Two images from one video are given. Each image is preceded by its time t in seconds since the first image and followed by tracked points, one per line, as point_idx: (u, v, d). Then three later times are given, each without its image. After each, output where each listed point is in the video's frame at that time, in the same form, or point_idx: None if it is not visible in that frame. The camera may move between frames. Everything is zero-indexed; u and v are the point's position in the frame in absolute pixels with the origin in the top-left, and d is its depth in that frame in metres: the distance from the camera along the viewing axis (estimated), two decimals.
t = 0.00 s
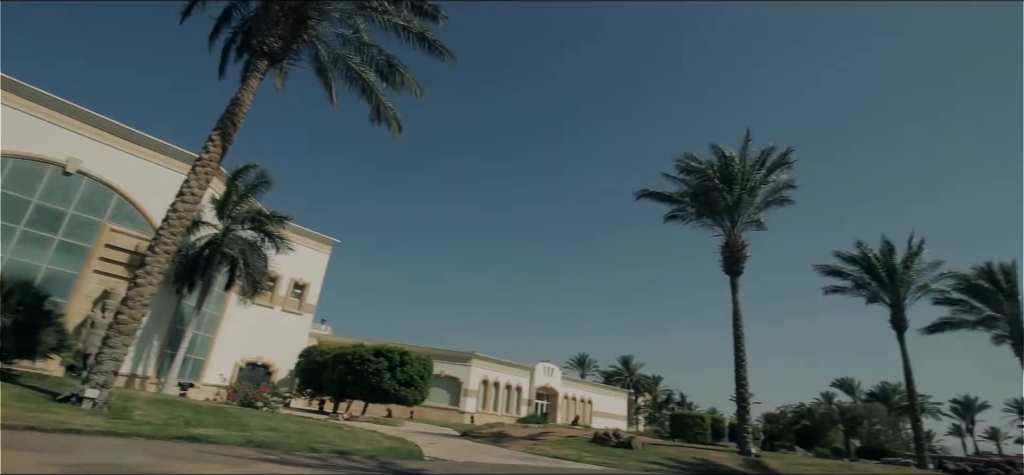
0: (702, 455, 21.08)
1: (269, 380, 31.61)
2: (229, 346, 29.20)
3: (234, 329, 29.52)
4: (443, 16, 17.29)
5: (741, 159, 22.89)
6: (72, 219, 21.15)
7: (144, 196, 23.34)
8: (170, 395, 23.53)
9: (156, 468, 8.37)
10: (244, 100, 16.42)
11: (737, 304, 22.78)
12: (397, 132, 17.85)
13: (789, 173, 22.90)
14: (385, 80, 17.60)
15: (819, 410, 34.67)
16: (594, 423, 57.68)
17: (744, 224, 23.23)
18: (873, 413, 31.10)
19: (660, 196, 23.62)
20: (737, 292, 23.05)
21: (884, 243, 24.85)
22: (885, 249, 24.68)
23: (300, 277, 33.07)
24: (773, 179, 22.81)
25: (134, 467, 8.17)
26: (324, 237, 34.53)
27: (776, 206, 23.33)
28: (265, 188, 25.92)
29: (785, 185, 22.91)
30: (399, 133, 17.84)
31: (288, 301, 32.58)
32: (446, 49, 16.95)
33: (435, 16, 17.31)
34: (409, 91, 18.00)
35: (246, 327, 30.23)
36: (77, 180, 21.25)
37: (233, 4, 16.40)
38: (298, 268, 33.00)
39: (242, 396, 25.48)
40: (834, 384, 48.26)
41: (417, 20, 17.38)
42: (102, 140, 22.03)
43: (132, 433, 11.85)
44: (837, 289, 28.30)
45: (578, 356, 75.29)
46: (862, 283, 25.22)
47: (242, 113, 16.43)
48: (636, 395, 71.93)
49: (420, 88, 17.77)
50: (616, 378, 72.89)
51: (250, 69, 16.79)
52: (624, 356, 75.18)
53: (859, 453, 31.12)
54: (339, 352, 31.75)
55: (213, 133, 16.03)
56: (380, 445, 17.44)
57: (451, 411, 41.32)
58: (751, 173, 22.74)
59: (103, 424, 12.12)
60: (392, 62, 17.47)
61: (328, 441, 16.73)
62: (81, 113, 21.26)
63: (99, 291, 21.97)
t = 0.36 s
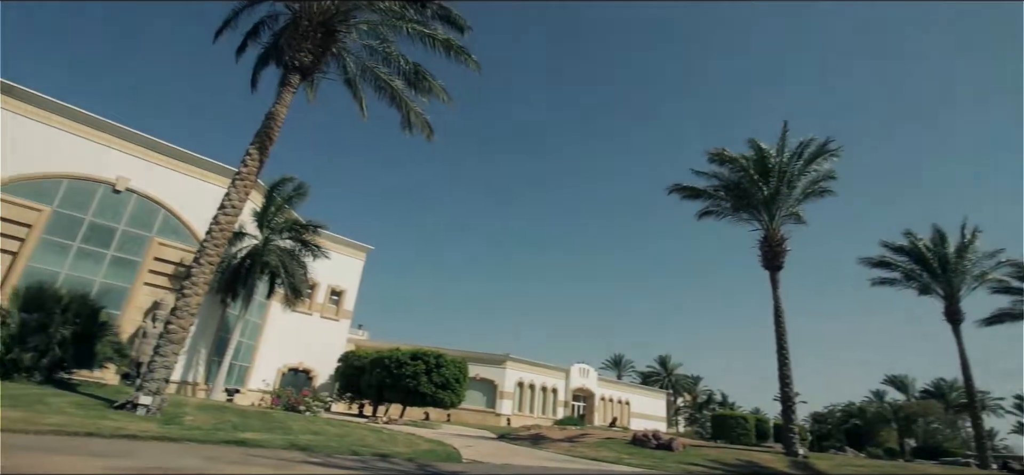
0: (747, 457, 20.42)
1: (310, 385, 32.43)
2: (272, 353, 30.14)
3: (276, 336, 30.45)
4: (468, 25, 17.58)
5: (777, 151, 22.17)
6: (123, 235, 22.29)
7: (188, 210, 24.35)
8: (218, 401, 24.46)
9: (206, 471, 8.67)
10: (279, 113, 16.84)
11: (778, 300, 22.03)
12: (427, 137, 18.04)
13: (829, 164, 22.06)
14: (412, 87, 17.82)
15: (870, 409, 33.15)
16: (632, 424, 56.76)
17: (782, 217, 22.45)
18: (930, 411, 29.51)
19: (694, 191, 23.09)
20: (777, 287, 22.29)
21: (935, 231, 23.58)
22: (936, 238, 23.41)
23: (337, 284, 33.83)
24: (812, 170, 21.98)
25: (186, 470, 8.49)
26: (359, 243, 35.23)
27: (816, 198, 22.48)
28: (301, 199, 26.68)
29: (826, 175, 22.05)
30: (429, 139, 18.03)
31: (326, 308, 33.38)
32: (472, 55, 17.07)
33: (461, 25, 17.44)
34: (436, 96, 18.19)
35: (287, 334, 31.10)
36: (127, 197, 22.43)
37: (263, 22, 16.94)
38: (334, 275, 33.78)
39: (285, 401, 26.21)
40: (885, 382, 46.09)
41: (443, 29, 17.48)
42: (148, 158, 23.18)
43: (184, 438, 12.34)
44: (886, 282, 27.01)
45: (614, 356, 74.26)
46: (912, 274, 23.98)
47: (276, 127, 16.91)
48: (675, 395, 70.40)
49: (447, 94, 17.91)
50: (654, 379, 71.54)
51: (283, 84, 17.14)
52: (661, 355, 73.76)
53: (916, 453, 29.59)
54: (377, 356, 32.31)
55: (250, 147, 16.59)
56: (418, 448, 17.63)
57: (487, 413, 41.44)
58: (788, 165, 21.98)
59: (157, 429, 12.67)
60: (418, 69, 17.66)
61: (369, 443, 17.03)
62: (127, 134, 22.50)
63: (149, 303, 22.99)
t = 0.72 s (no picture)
0: (797, 458, 19.63)
1: (352, 389, 33.14)
2: (314, 358, 31.01)
3: (318, 342, 31.33)
4: (493, 28, 17.66)
5: (819, 139, 21.33)
6: (172, 248, 23.41)
7: (232, 223, 25.35)
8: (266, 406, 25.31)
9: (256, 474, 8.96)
10: (313, 127, 17.30)
11: (824, 294, 21.15)
12: (456, 143, 18.20)
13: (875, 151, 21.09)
14: (439, 94, 18.07)
15: (930, 407, 31.35)
16: (674, 425, 55.52)
17: (826, 208, 21.57)
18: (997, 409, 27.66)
19: (731, 184, 22.49)
20: (823, 280, 21.41)
21: (994, 217, 22.17)
22: (995, 223, 22.02)
23: (374, 290, 34.53)
24: (858, 158, 21.00)
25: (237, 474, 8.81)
26: (393, 249, 35.88)
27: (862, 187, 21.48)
28: (338, 209, 27.44)
29: (873, 163, 21.02)
30: (458, 144, 18.20)
31: (364, 313, 34.10)
32: (496, 57, 17.18)
33: (486, 30, 17.63)
34: (463, 102, 18.40)
35: (328, 340, 31.97)
36: (176, 213, 23.62)
37: (292, 36, 17.47)
38: (372, 282, 34.50)
39: (328, 405, 26.87)
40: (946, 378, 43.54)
41: (468, 31, 17.76)
42: (193, 175, 24.31)
43: (234, 442, 12.80)
44: (941, 272, 25.55)
45: (653, 357, 72.87)
46: (970, 263, 22.58)
47: (310, 139, 17.36)
48: (718, 396, 68.47)
49: (473, 99, 18.07)
50: (695, 379, 69.87)
51: (315, 97, 17.25)
52: (702, 354, 71.97)
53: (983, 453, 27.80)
54: (415, 360, 32.76)
55: (287, 160, 17.14)
56: (459, 450, 17.76)
57: (526, 416, 41.38)
58: (831, 154, 21.12)
59: (210, 434, 13.21)
60: (445, 76, 17.92)
61: (410, 446, 17.26)
62: (173, 153, 23.75)
63: (198, 313, 23.99)
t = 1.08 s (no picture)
0: (850, 459, 18.77)
1: (392, 393, 33.71)
2: (354, 363, 31.73)
3: (357, 347, 32.06)
4: (513, 30, 18.03)
5: (862, 126, 20.41)
6: (218, 260, 24.34)
7: (273, 234, 26.16)
8: (311, 410, 26.07)
9: None
10: (344, 138, 17.69)
11: (874, 287, 20.19)
12: (479, 148, 18.37)
13: (925, 135, 20.03)
14: (463, 100, 18.30)
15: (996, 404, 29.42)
16: (718, 426, 54.05)
17: (873, 197, 20.60)
18: None
19: (769, 175, 21.78)
20: (871, 273, 20.44)
21: None
22: None
23: (409, 295, 35.07)
24: (905, 143, 19.97)
25: None
26: (427, 254, 36.35)
27: (910, 174, 20.43)
28: (372, 217, 27.91)
29: (921, 147, 19.95)
30: (480, 150, 18.37)
31: (400, 318, 34.65)
32: (521, 55, 17.22)
33: (506, 32, 18.03)
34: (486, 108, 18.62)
35: (367, 345, 32.65)
36: (220, 226, 24.62)
37: (322, 50, 17.97)
38: (407, 287, 35.08)
39: (370, 409, 27.40)
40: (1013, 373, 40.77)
41: (490, 35, 17.98)
42: (235, 189, 25.31)
43: (281, 446, 13.20)
44: (1002, 260, 24.02)
45: (693, 356, 71.23)
46: None
47: (342, 149, 17.78)
48: (763, 395, 66.27)
49: (496, 104, 18.22)
50: (739, 378, 67.90)
51: (346, 108, 17.54)
52: (744, 353, 69.87)
53: None
54: (452, 363, 33.07)
55: (323, 170, 17.64)
56: (498, 453, 17.77)
57: (565, 418, 41.11)
58: (876, 140, 20.17)
59: (258, 438, 13.68)
60: (468, 82, 18.17)
61: (450, 449, 17.39)
62: (216, 168, 24.81)
63: (244, 322, 24.72)
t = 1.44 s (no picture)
0: (900, 460, 17.96)
1: (425, 396, 34.03)
2: (388, 367, 32.21)
3: (391, 351, 32.52)
4: (535, 32, 17.87)
5: (902, 111, 19.52)
6: (256, 269, 25.06)
7: (308, 241, 26.83)
8: (347, 414, 26.58)
9: None
10: (371, 146, 17.99)
11: (920, 279, 19.27)
12: (502, 150, 18.42)
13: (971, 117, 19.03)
14: (486, 103, 18.44)
15: None
16: (759, 427, 52.53)
17: (917, 185, 19.68)
18: None
19: (805, 166, 21.07)
20: (918, 264, 19.52)
21: None
22: None
23: (439, 298, 35.38)
24: (949, 127, 19.03)
25: None
26: (456, 258, 36.60)
27: (956, 158, 19.47)
28: (402, 222, 28.26)
29: (967, 130, 18.97)
30: (504, 152, 18.41)
31: (432, 322, 34.96)
32: (542, 57, 17.22)
33: (528, 34, 17.78)
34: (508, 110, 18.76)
35: (400, 348, 33.09)
36: (256, 236, 25.40)
37: (347, 59, 18.31)
38: (437, 290, 35.42)
39: (405, 412, 27.74)
40: None
41: (512, 36, 17.87)
42: (269, 199, 26.09)
43: (320, 449, 13.51)
44: None
45: (730, 355, 69.49)
46: None
47: (370, 156, 18.10)
48: (805, 394, 64.09)
49: (518, 105, 18.31)
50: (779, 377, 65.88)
51: (373, 116, 17.86)
52: (784, 351, 67.72)
53: None
54: (484, 365, 33.17)
55: (353, 178, 17.97)
56: (533, 455, 17.73)
57: (599, 419, 40.72)
58: (918, 126, 19.28)
59: (298, 441, 14.03)
60: (490, 85, 18.32)
61: (484, 451, 17.44)
62: (252, 181, 25.66)
63: (281, 328, 25.30)
